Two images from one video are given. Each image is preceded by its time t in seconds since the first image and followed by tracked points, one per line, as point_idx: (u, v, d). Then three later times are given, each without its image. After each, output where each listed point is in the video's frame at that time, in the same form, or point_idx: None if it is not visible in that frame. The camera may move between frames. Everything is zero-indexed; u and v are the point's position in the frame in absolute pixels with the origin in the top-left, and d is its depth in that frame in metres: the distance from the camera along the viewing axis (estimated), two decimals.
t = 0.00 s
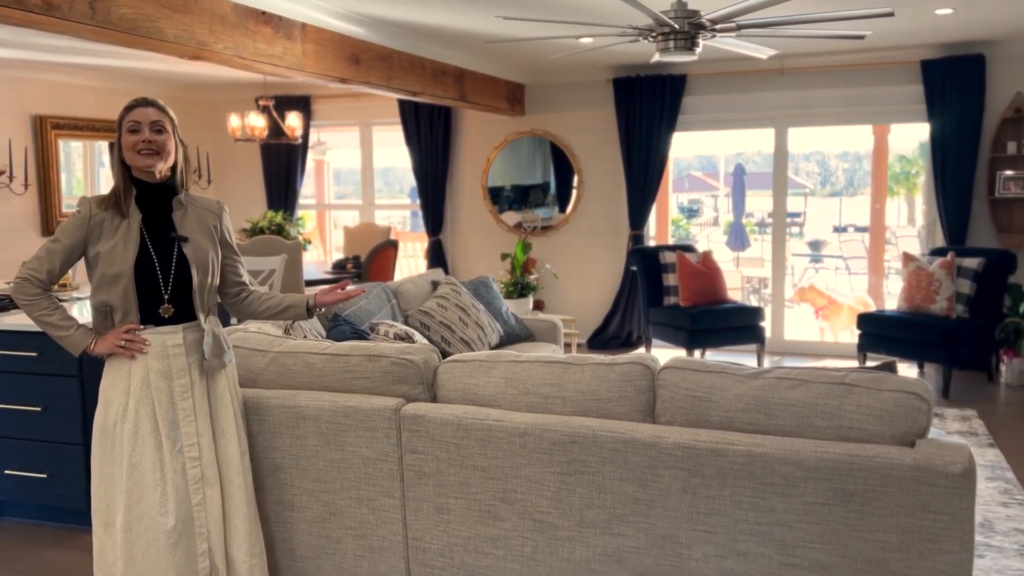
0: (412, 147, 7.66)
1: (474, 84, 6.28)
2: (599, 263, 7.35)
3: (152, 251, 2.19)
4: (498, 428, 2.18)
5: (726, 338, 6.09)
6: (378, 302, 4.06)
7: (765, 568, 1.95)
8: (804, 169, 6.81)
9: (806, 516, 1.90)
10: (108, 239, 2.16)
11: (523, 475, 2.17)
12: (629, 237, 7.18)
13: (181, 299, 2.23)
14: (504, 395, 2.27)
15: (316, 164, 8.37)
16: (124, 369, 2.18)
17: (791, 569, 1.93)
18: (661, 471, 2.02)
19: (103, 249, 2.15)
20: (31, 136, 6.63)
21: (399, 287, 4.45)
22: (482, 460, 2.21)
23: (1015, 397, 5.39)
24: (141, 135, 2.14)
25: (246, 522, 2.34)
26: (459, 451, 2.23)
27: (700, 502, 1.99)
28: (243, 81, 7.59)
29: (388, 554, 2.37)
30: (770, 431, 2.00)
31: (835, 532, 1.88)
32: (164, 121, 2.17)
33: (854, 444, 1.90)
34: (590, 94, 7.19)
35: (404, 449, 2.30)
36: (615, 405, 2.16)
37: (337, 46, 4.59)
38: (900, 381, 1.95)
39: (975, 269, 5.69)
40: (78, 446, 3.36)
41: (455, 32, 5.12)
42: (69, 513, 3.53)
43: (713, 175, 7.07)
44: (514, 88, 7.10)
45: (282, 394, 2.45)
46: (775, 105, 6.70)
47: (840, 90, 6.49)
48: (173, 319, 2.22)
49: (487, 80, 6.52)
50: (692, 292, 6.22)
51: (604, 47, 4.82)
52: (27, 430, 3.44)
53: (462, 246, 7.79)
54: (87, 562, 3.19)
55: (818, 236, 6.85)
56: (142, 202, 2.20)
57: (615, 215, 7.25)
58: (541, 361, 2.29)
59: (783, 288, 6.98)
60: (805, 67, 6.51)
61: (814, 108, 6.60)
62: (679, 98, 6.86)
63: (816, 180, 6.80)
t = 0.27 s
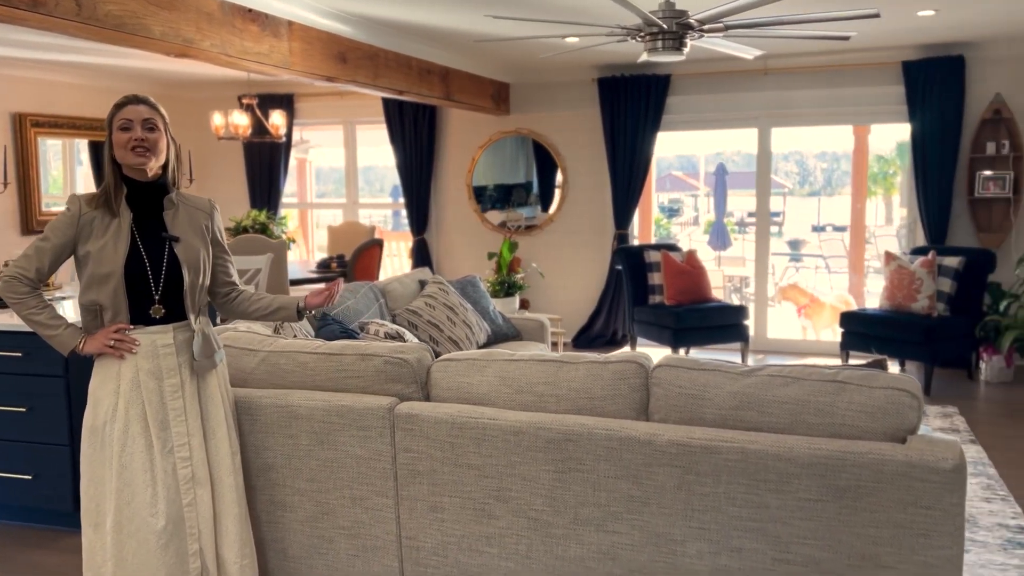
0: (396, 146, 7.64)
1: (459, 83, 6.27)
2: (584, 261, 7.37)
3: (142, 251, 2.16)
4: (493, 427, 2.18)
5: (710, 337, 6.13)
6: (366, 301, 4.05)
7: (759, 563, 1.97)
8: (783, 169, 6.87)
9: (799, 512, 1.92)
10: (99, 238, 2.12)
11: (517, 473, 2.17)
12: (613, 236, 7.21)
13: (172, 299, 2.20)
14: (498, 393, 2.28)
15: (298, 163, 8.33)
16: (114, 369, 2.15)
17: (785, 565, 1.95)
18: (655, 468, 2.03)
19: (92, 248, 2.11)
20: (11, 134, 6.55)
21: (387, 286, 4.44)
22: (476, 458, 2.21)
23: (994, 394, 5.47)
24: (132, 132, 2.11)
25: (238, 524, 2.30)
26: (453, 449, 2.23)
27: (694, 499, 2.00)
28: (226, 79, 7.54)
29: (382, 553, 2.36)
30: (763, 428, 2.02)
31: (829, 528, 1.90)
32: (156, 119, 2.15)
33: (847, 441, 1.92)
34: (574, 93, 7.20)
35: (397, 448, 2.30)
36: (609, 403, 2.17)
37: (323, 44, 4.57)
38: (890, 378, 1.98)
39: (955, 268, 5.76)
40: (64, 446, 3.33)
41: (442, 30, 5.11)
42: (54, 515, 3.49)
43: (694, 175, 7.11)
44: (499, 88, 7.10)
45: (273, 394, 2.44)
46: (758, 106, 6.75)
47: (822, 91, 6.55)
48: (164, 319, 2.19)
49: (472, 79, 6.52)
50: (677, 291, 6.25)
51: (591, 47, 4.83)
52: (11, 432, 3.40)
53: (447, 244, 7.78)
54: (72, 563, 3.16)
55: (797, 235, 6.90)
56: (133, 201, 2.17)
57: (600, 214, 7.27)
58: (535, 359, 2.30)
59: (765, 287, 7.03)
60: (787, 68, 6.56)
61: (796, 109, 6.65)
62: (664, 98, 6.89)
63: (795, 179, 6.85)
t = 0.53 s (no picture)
0: (382, 144, 7.62)
1: (446, 81, 6.26)
2: (570, 260, 7.38)
3: (136, 249, 2.14)
4: (490, 425, 2.19)
5: (696, 335, 6.17)
6: (355, 300, 4.04)
7: (754, 558, 1.99)
8: (764, 169, 6.93)
9: (795, 508, 1.94)
10: (92, 237, 2.11)
11: (514, 471, 2.18)
12: (599, 235, 7.23)
13: (166, 297, 2.18)
14: (494, 391, 2.28)
15: (282, 161, 8.29)
16: (108, 368, 2.13)
17: (780, 559, 1.97)
18: (652, 465, 2.04)
19: (85, 247, 2.10)
20: None
21: (376, 285, 4.44)
22: (472, 456, 2.22)
23: (976, 391, 5.54)
24: (127, 129, 2.10)
25: (232, 523, 2.29)
26: (449, 447, 2.23)
27: (691, 495, 2.02)
28: (209, 76, 7.49)
29: (377, 551, 2.36)
30: (758, 425, 2.04)
31: (824, 523, 1.92)
32: (151, 116, 2.14)
33: (841, 437, 1.94)
34: (561, 92, 7.22)
35: (393, 446, 2.29)
36: (605, 400, 2.18)
37: (311, 42, 4.55)
38: (883, 375, 2.00)
39: (938, 266, 5.83)
40: (52, 446, 3.29)
41: (430, 28, 5.10)
42: (40, 516, 3.46)
43: (675, 174, 7.16)
44: (486, 86, 7.10)
45: (268, 392, 2.43)
46: (744, 105, 6.79)
47: (806, 91, 6.60)
48: (158, 318, 2.17)
49: (459, 77, 6.51)
50: (664, 289, 6.28)
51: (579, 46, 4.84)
52: None
53: (433, 243, 7.77)
54: (59, 564, 3.13)
55: (777, 235, 6.96)
56: (127, 199, 2.16)
57: (586, 213, 7.29)
58: (530, 357, 2.31)
59: (750, 285, 7.08)
60: (772, 68, 6.61)
61: (781, 108, 6.70)
62: (650, 97, 6.91)
63: (774, 180, 6.92)
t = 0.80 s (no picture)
0: (370, 142, 7.61)
1: (435, 79, 6.26)
2: (558, 258, 7.40)
3: (136, 247, 2.13)
4: (489, 422, 2.20)
5: (685, 332, 6.20)
6: (348, 298, 4.04)
7: (752, 552, 2.01)
8: (746, 169, 6.99)
9: (792, 502, 1.96)
10: (91, 234, 2.10)
11: (514, 467, 2.19)
12: (588, 233, 7.26)
13: (165, 296, 2.18)
14: (493, 388, 2.30)
15: (268, 159, 8.26)
16: (106, 366, 2.12)
17: (778, 554, 1.99)
18: (652, 460, 2.06)
19: (85, 244, 2.09)
20: None
21: (368, 283, 4.44)
22: (472, 452, 2.23)
23: (959, 387, 5.61)
24: (126, 130, 2.10)
25: (231, 521, 2.29)
26: (449, 444, 2.24)
27: (689, 490, 2.04)
28: (196, 73, 7.44)
29: (376, 548, 2.36)
30: (756, 420, 2.07)
31: (821, 517, 1.95)
32: (150, 116, 2.13)
33: (838, 432, 1.97)
34: (549, 90, 7.23)
35: (392, 443, 2.30)
36: (604, 397, 2.20)
37: (302, 39, 4.54)
38: (878, 371, 2.03)
39: (923, 265, 5.90)
40: (44, 445, 3.27)
41: (420, 26, 5.10)
42: (31, 515, 3.44)
43: (659, 173, 7.23)
44: (475, 85, 7.10)
45: (266, 390, 2.43)
46: (731, 105, 6.83)
47: (793, 90, 6.64)
48: (157, 317, 2.17)
49: (448, 75, 6.51)
50: (652, 287, 6.31)
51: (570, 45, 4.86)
52: None
53: (421, 241, 7.76)
54: (52, 563, 3.12)
55: (761, 233, 7.02)
56: (126, 197, 2.15)
57: (575, 212, 7.31)
58: (529, 354, 2.33)
59: (736, 284, 7.13)
60: (759, 68, 6.65)
61: (768, 108, 6.75)
62: (638, 97, 6.94)
63: (757, 179, 6.99)
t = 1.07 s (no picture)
0: (362, 140, 7.60)
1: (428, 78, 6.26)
2: (550, 257, 7.42)
3: (138, 246, 2.14)
4: (490, 418, 2.22)
5: (676, 330, 6.24)
6: (343, 296, 4.04)
7: (750, 547, 2.04)
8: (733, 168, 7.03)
9: (790, 497, 1.99)
10: (93, 232, 2.10)
11: (514, 463, 2.21)
12: (579, 232, 7.28)
13: (167, 294, 2.18)
14: (493, 384, 2.31)
15: (257, 157, 8.24)
16: (108, 364, 2.13)
17: (776, 548, 2.02)
18: (651, 456, 2.08)
19: (87, 243, 2.09)
20: None
21: (362, 281, 4.45)
22: (472, 449, 2.24)
23: (948, 385, 5.67)
24: (128, 133, 2.10)
25: (232, 519, 2.30)
26: (449, 440, 2.26)
27: (689, 485, 2.06)
28: (186, 70, 7.41)
29: (376, 544, 2.38)
30: (755, 416, 2.09)
31: (819, 511, 1.98)
32: (153, 118, 2.13)
33: (836, 428, 2.00)
34: (541, 89, 7.24)
35: (393, 440, 2.31)
36: (604, 393, 2.22)
37: (296, 37, 4.54)
38: (874, 367, 2.06)
39: (912, 263, 5.95)
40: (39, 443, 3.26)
41: (414, 24, 5.10)
42: (26, 513, 3.43)
43: (646, 172, 7.27)
44: (467, 83, 7.10)
45: (266, 387, 2.44)
46: (723, 104, 6.86)
47: (783, 90, 6.68)
48: (158, 315, 2.17)
49: (440, 74, 6.52)
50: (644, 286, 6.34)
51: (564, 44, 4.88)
52: None
53: (413, 239, 7.76)
54: (46, 561, 3.11)
55: (749, 232, 7.07)
56: (128, 196, 2.15)
57: (567, 210, 7.33)
58: (529, 351, 2.34)
59: (727, 282, 7.17)
60: (750, 67, 6.69)
61: (759, 107, 6.79)
62: (630, 96, 6.96)
63: (743, 178, 7.03)
